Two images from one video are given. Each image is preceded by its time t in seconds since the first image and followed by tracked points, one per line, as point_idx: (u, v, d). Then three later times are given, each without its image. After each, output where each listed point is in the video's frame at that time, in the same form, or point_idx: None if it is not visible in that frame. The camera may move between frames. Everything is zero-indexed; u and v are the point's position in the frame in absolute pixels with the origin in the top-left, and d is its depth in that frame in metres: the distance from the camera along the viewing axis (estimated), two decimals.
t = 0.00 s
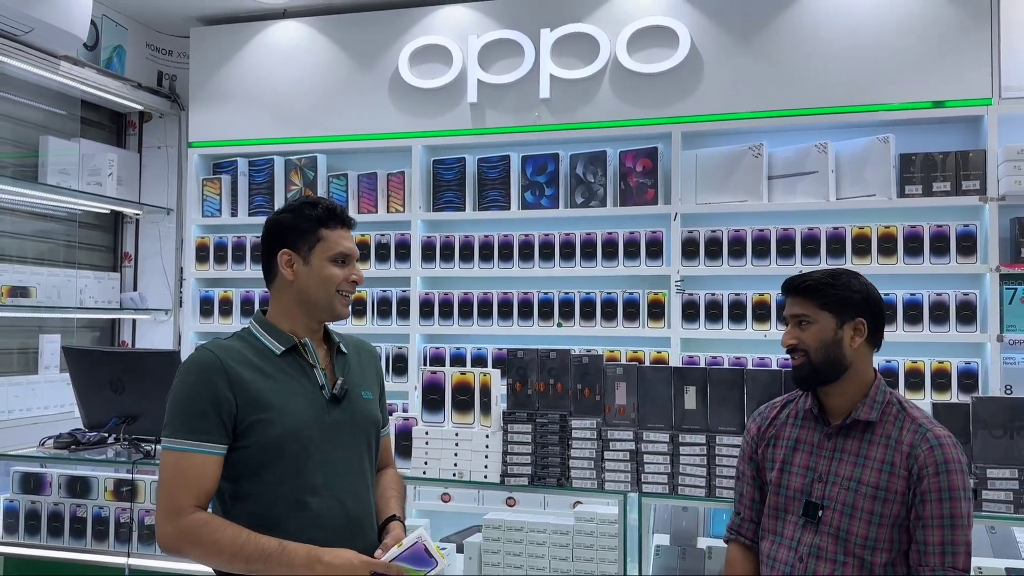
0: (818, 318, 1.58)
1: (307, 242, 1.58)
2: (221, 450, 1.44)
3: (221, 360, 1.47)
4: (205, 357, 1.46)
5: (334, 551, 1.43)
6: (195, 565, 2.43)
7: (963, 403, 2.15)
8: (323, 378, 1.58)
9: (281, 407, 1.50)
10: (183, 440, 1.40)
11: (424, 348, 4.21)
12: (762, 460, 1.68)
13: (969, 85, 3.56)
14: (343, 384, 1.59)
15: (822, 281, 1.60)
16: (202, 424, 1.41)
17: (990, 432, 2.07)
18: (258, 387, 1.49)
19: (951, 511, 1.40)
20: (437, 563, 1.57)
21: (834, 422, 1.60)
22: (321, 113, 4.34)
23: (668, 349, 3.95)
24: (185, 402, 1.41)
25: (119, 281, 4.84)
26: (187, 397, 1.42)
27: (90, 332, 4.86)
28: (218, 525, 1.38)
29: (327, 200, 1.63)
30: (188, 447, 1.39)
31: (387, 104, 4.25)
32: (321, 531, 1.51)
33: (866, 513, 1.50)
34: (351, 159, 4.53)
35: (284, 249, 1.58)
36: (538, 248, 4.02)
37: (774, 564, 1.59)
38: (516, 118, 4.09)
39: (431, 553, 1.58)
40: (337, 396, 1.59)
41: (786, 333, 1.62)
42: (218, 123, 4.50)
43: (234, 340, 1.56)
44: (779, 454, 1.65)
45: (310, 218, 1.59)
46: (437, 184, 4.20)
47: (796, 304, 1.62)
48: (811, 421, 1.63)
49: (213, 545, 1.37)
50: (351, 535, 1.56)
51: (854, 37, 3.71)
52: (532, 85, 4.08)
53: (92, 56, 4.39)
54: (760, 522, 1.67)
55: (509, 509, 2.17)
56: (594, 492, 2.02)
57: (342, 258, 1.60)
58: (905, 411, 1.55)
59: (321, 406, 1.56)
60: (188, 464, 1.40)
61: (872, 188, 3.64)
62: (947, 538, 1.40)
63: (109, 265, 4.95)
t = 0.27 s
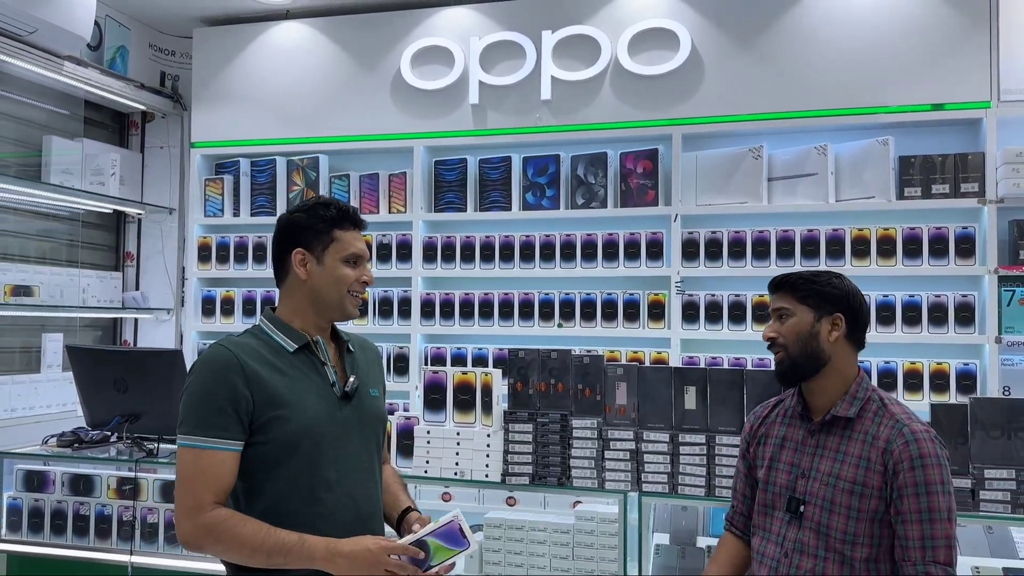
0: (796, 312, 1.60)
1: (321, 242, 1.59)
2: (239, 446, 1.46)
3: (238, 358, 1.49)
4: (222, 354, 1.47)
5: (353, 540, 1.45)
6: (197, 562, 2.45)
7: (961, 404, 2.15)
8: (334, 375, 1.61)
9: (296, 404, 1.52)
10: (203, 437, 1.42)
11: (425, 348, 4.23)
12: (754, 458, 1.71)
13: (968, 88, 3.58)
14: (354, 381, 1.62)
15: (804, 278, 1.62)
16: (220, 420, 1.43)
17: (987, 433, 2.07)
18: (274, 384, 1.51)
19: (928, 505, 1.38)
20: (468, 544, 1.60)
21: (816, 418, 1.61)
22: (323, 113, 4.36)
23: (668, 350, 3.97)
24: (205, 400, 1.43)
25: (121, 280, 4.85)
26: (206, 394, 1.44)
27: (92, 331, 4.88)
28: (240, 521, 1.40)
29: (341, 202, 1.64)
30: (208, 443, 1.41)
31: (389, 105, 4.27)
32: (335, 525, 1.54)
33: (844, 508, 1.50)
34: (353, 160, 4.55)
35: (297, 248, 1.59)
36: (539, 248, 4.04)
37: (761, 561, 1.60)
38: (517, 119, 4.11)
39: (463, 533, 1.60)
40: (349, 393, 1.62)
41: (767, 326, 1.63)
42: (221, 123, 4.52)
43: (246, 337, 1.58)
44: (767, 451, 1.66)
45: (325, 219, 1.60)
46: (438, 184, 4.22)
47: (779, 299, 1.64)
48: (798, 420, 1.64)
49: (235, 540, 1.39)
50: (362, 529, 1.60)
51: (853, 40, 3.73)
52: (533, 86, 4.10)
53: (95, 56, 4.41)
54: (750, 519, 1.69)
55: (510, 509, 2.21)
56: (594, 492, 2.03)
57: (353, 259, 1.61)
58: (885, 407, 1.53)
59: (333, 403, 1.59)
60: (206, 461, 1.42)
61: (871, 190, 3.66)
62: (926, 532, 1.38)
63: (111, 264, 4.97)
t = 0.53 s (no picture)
0: (785, 313, 1.64)
1: (334, 243, 1.62)
2: (246, 442, 1.49)
3: (248, 357, 1.53)
4: (233, 353, 1.51)
5: (352, 538, 1.46)
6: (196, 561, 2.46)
7: (954, 406, 2.13)
8: (340, 373, 1.64)
9: (304, 402, 1.55)
10: (211, 434, 1.45)
11: (424, 349, 4.24)
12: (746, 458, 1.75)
13: (965, 91, 3.60)
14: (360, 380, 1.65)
15: (792, 280, 1.65)
16: (228, 417, 1.46)
17: (983, 434, 2.07)
18: (281, 382, 1.54)
19: (904, 502, 1.43)
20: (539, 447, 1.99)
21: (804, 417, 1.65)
22: (323, 114, 4.38)
23: (666, 351, 3.99)
24: (214, 397, 1.47)
25: (121, 279, 4.86)
26: (216, 391, 1.47)
27: (91, 330, 4.89)
28: (240, 517, 1.43)
29: (355, 206, 1.67)
30: (215, 440, 1.45)
31: (389, 106, 4.29)
32: (338, 522, 1.57)
33: (827, 505, 1.54)
34: (353, 161, 4.56)
35: (310, 248, 1.62)
36: (538, 249, 4.06)
37: (750, 558, 1.65)
38: (517, 120, 4.12)
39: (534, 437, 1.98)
40: (355, 391, 1.64)
41: (756, 327, 1.67)
42: (221, 124, 4.53)
43: (254, 334, 1.61)
44: (758, 451, 1.71)
45: (339, 221, 1.63)
46: (437, 185, 4.24)
47: (769, 301, 1.67)
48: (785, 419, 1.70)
49: (237, 535, 1.42)
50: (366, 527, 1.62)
51: (851, 43, 3.74)
52: (532, 88, 4.12)
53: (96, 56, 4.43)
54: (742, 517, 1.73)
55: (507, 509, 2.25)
56: (592, 491, 2.06)
57: (364, 263, 1.64)
58: (869, 406, 1.58)
59: (341, 401, 1.61)
60: (213, 456, 1.46)
61: (868, 193, 3.68)
62: (901, 528, 1.43)
63: (111, 264, 4.98)
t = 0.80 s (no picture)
0: (776, 316, 1.65)
1: (347, 246, 1.63)
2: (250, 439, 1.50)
3: (255, 354, 1.54)
4: (240, 350, 1.53)
5: (347, 542, 1.45)
6: (192, 561, 2.46)
7: (948, 407, 2.13)
8: (346, 372, 1.65)
9: (309, 400, 1.56)
10: (215, 429, 1.47)
11: (422, 349, 4.25)
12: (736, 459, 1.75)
13: (962, 94, 3.61)
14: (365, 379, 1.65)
15: (783, 283, 1.66)
16: (232, 413, 1.48)
17: (977, 436, 2.08)
18: (287, 380, 1.55)
19: (890, 500, 1.44)
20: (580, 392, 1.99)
21: (792, 417, 1.65)
22: (322, 115, 4.38)
23: (663, 352, 4.00)
24: (219, 393, 1.48)
25: (119, 279, 4.87)
26: (221, 387, 1.49)
27: (89, 330, 4.89)
28: (238, 513, 1.43)
29: (374, 213, 1.68)
30: (218, 435, 1.46)
31: (387, 106, 4.29)
32: (339, 521, 1.57)
33: (816, 504, 1.54)
34: (351, 161, 4.57)
35: (323, 249, 1.63)
36: (535, 250, 4.07)
37: (740, 558, 1.65)
38: (515, 121, 4.13)
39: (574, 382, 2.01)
40: (361, 390, 1.65)
41: (747, 329, 1.68)
42: (220, 124, 4.54)
43: (264, 333, 1.63)
44: (748, 453, 1.70)
45: (356, 225, 1.65)
46: (436, 186, 4.25)
47: (759, 303, 1.68)
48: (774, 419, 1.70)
49: (235, 531, 1.43)
50: (367, 527, 1.61)
51: (848, 45, 3.76)
52: (531, 90, 4.13)
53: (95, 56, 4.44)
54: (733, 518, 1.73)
55: (504, 509, 2.27)
56: (589, 492, 2.05)
57: (376, 267, 1.65)
58: (856, 406, 1.59)
59: (347, 400, 1.62)
60: (215, 452, 1.47)
61: (865, 195, 3.69)
62: (887, 526, 1.43)
63: (109, 264, 4.98)
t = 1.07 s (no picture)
0: (805, 320, 1.61)
1: (353, 246, 1.63)
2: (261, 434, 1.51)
3: (267, 350, 1.55)
4: (253, 345, 1.53)
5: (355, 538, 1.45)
6: (189, 561, 2.46)
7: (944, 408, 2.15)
8: (357, 372, 1.64)
9: (319, 397, 1.56)
10: (227, 422, 1.47)
11: (420, 349, 4.25)
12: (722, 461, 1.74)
13: (959, 96, 3.62)
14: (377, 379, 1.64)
15: (810, 285, 1.62)
16: (243, 408, 1.48)
17: (973, 437, 2.08)
18: (298, 376, 1.56)
19: (881, 494, 1.44)
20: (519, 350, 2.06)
21: (778, 417, 1.65)
22: (320, 115, 4.39)
23: (660, 353, 4.00)
24: (232, 387, 1.49)
25: (117, 279, 4.88)
26: (234, 381, 1.50)
27: (87, 330, 4.89)
28: (250, 504, 1.44)
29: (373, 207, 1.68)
30: (229, 428, 1.47)
31: (386, 107, 4.30)
32: (348, 519, 1.56)
33: (806, 501, 1.54)
34: (350, 162, 4.58)
35: (324, 250, 1.65)
36: (533, 251, 4.07)
37: (730, 559, 1.63)
38: (513, 122, 4.14)
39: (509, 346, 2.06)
40: (372, 390, 1.64)
41: (774, 328, 1.61)
42: (218, 124, 4.54)
43: (281, 330, 1.64)
44: (735, 455, 1.69)
45: (358, 223, 1.65)
46: (434, 187, 4.25)
47: (786, 302, 1.62)
48: (761, 421, 1.69)
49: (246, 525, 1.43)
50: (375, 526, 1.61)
51: (846, 47, 3.77)
52: (529, 90, 4.13)
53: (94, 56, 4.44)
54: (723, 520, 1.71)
55: (501, 510, 2.24)
56: (586, 493, 2.05)
57: (377, 262, 1.63)
58: (841, 405, 1.59)
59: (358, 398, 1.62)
60: (229, 445, 1.47)
61: (862, 197, 3.70)
62: (878, 520, 1.44)
63: (107, 263, 4.98)
